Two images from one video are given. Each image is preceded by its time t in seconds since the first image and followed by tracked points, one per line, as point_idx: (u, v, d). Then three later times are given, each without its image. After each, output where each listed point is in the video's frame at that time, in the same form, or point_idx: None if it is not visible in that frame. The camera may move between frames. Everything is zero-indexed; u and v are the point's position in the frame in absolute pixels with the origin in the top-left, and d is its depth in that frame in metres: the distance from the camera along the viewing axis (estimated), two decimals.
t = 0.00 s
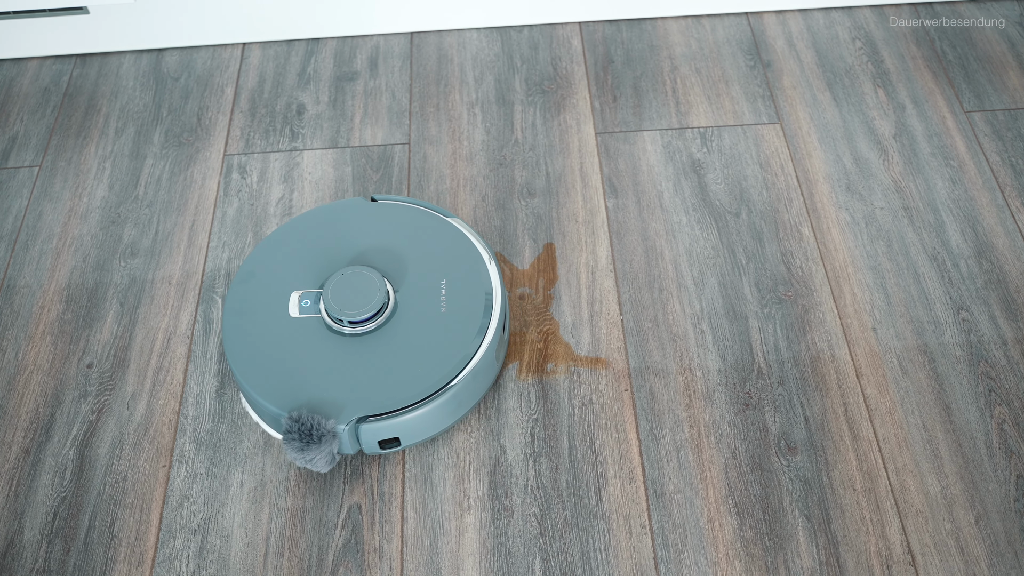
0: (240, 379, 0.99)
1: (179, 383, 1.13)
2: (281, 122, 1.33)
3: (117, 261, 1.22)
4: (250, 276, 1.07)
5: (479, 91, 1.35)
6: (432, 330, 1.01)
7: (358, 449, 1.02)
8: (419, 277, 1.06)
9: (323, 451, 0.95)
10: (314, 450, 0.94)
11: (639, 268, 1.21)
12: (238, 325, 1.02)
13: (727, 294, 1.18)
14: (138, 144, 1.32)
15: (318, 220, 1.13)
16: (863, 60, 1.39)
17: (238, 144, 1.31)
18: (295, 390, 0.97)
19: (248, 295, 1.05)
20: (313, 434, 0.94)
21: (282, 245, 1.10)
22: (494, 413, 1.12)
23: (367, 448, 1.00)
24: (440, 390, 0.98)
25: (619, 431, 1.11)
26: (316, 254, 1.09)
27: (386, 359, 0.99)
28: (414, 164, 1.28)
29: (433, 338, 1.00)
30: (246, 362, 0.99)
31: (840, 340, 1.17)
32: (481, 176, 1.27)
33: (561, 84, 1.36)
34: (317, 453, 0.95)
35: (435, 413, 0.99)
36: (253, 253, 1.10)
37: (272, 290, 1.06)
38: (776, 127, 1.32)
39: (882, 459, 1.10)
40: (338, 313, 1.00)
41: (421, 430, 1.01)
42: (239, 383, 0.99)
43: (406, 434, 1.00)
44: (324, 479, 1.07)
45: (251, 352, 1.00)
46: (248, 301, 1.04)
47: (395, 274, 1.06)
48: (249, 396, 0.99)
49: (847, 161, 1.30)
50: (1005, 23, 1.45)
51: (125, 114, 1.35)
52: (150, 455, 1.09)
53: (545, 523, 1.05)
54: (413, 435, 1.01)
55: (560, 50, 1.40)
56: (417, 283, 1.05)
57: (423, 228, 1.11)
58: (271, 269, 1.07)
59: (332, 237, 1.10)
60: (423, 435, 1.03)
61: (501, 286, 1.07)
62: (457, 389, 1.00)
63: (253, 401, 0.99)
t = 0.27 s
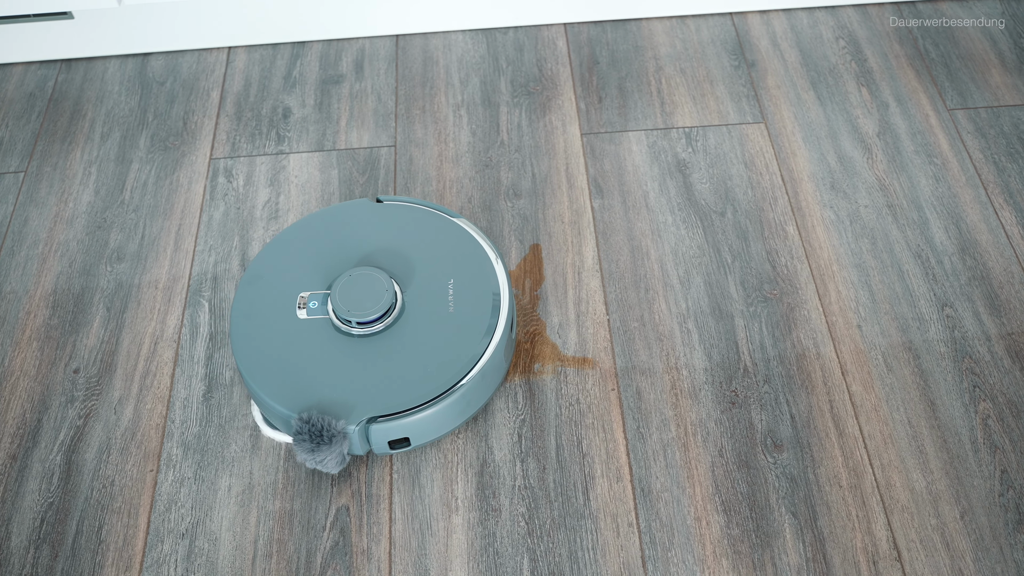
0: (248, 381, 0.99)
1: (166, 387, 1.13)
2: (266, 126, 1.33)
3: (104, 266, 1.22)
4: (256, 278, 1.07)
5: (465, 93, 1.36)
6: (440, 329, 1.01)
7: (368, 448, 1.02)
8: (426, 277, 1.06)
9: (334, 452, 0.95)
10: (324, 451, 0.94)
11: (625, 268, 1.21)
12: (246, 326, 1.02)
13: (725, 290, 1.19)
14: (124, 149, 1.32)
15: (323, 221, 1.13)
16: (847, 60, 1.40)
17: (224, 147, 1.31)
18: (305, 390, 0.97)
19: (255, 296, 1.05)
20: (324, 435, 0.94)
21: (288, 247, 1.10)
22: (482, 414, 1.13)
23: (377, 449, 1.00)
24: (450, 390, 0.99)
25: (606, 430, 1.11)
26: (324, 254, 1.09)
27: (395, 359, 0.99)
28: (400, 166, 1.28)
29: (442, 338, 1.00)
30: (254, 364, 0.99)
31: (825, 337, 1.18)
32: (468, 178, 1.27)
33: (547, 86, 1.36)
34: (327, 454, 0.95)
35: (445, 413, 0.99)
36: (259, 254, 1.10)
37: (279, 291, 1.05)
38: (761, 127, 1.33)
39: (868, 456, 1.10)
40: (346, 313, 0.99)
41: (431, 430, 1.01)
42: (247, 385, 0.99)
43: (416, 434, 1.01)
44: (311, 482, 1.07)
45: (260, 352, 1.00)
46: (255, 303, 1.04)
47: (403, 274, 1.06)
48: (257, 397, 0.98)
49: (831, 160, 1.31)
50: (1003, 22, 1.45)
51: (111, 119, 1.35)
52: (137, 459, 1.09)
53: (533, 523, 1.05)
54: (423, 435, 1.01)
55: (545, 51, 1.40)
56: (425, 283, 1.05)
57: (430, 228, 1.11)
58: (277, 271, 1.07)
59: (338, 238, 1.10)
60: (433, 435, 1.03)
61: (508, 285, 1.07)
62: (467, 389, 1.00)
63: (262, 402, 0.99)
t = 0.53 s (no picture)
0: (264, 383, 0.99)
1: (158, 392, 1.13)
2: (257, 131, 1.33)
3: (95, 271, 1.22)
4: (269, 281, 1.07)
5: (455, 96, 1.36)
6: (454, 330, 1.02)
7: (384, 450, 1.03)
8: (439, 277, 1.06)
9: (351, 453, 0.95)
10: (342, 453, 0.95)
11: (615, 270, 1.22)
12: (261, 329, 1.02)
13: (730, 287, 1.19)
14: (115, 154, 1.32)
15: (335, 224, 1.13)
16: (835, 61, 1.41)
17: (215, 152, 1.32)
18: (321, 393, 0.98)
19: (268, 299, 1.05)
20: (342, 436, 0.94)
21: (299, 250, 1.10)
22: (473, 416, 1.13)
23: (394, 450, 1.01)
24: (466, 390, 0.99)
25: (598, 431, 1.12)
26: (336, 257, 1.09)
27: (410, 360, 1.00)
28: (391, 170, 1.28)
29: (457, 339, 1.01)
30: (269, 366, 1.00)
31: (815, 337, 1.18)
32: (458, 181, 1.27)
33: (537, 89, 1.37)
34: (345, 455, 0.95)
35: (461, 413, 1.00)
36: (271, 258, 1.10)
37: (292, 294, 1.06)
38: (750, 128, 1.34)
39: (858, 454, 1.11)
40: (361, 315, 1.00)
41: (446, 430, 1.02)
42: (262, 388, 1.00)
43: (432, 435, 1.01)
44: (304, 485, 1.08)
45: (275, 355, 1.00)
46: (268, 306, 1.05)
47: (416, 276, 1.07)
48: (273, 400, 0.99)
49: (820, 160, 1.31)
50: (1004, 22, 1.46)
51: (102, 125, 1.36)
52: (130, 464, 1.09)
53: (525, 525, 1.05)
54: (439, 435, 1.02)
55: (535, 55, 1.41)
56: (438, 284, 1.06)
57: (441, 229, 1.12)
58: (289, 273, 1.07)
59: (350, 240, 1.11)
60: (448, 435, 1.03)
61: (521, 285, 1.08)
62: (483, 389, 1.01)
63: (278, 405, 0.99)
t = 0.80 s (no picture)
0: (280, 388, 0.99)
1: (151, 399, 1.14)
2: (250, 138, 1.34)
3: (88, 279, 1.22)
4: (283, 287, 1.08)
5: (447, 102, 1.37)
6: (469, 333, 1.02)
7: (399, 453, 1.02)
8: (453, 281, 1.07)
9: (369, 456, 0.95)
10: (360, 456, 0.94)
11: (607, 274, 1.23)
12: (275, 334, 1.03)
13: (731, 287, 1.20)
14: (108, 162, 1.33)
15: (348, 229, 1.14)
16: (825, 65, 1.42)
17: (207, 159, 1.32)
18: (338, 396, 0.98)
19: (282, 304, 1.06)
20: (359, 439, 0.94)
21: (312, 255, 1.11)
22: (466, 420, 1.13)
23: (411, 453, 1.01)
24: (482, 392, 0.99)
25: (590, 435, 1.12)
26: (348, 262, 1.10)
27: (425, 362, 1.00)
28: (383, 176, 1.29)
29: (471, 342, 1.01)
30: (284, 371, 1.00)
31: (806, 340, 1.19)
32: (451, 187, 1.28)
33: (528, 95, 1.37)
34: (362, 458, 0.95)
35: (476, 416, 1.00)
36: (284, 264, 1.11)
37: (305, 299, 1.06)
38: (740, 133, 1.34)
39: (849, 457, 1.11)
40: (375, 318, 1.00)
41: (463, 433, 1.02)
42: (278, 393, 1.00)
43: (449, 437, 1.01)
44: (297, 491, 1.08)
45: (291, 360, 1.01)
46: (282, 311, 1.05)
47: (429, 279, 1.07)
48: (289, 404, 0.99)
49: (810, 164, 1.32)
50: (1002, 23, 1.48)
51: (95, 132, 1.36)
52: (123, 471, 1.09)
53: (517, 529, 1.06)
54: (455, 438, 1.02)
55: (527, 60, 1.42)
56: (452, 288, 1.06)
57: (453, 233, 1.12)
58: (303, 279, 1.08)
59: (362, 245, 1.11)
60: (464, 438, 1.03)
61: (534, 289, 1.08)
62: (499, 390, 1.01)
63: (294, 410, 0.99)
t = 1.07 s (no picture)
0: (296, 392, 1.00)
1: (144, 405, 1.14)
2: (243, 144, 1.34)
3: (81, 285, 1.22)
4: (297, 290, 1.08)
5: (440, 108, 1.37)
6: (484, 335, 1.02)
7: (415, 455, 1.03)
8: (466, 284, 1.07)
9: (386, 459, 0.95)
10: (377, 459, 0.95)
11: (600, 279, 1.23)
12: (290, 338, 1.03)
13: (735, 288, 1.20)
14: (101, 168, 1.33)
15: (360, 232, 1.14)
16: (816, 69, 1.42)
17: (201, 166, 1.32)
18: (354, 399, 0.98)
19: (296, 308, 1.06)
20: (377, 442, 0.94)
21: (325, 258, 1.11)
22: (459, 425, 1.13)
23: (427, 455, 1.01)
24: (498, 395, 0.99)
25: (583, 439, 1.12)
26: (362, 265, 1.10)
27: (440, 365, 1.00)
28: (376, 181, 1.29)
29: (486, 344, 1.02)
30: (300, 374, 1.00)
31: (798, 344, 1.19)
32: (444, 192, 1.28)
33: (521, 100, 1.38)
34: (379, 461, 0.95)
35: (493, 418, 1.00)
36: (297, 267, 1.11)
37: (320, 302, 1.06)
38: (733, 137, 1.35)
39: (841, 459, 1.12)
40: (391, 321, 1.00)
41: (479, 435, 1.02)
42: (295, 396, 1.00)
43: (465, 439, 1.01)
44: (290, 497, 1.08)
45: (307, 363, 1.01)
46: (297, 315, 1.05)
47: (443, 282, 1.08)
48: (306, 408, 0.99)
49: (802, 168, 1.32)
50: (1002, 23, 1.48)
51: (88, 139, 1.36)
52: (116, 477, 1.09)
53: (511, 534, 1.06)
54: (471, 440, 1.02)
55: (520, 66, 1.42)
56: (466, 290, 1.06)
57: (466, 236, 1.13)
58: (317, 282, 1.08)
59: (375, 248, 1.11)
60: (480, 440, 1.04)
61: (547, 290, 1.09)
62: (515, 392, 1.01)
63: (311, 413, 0.99)
